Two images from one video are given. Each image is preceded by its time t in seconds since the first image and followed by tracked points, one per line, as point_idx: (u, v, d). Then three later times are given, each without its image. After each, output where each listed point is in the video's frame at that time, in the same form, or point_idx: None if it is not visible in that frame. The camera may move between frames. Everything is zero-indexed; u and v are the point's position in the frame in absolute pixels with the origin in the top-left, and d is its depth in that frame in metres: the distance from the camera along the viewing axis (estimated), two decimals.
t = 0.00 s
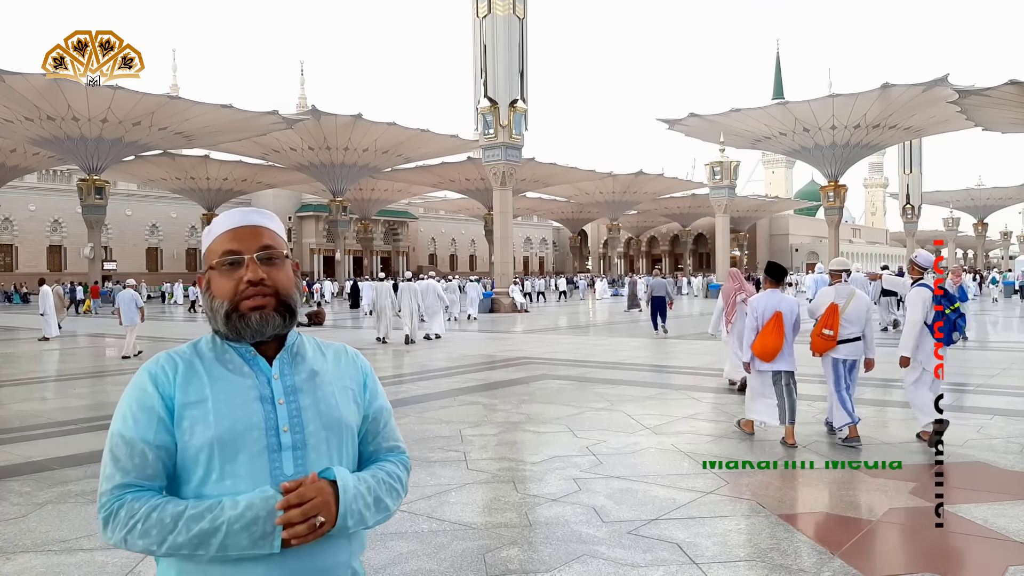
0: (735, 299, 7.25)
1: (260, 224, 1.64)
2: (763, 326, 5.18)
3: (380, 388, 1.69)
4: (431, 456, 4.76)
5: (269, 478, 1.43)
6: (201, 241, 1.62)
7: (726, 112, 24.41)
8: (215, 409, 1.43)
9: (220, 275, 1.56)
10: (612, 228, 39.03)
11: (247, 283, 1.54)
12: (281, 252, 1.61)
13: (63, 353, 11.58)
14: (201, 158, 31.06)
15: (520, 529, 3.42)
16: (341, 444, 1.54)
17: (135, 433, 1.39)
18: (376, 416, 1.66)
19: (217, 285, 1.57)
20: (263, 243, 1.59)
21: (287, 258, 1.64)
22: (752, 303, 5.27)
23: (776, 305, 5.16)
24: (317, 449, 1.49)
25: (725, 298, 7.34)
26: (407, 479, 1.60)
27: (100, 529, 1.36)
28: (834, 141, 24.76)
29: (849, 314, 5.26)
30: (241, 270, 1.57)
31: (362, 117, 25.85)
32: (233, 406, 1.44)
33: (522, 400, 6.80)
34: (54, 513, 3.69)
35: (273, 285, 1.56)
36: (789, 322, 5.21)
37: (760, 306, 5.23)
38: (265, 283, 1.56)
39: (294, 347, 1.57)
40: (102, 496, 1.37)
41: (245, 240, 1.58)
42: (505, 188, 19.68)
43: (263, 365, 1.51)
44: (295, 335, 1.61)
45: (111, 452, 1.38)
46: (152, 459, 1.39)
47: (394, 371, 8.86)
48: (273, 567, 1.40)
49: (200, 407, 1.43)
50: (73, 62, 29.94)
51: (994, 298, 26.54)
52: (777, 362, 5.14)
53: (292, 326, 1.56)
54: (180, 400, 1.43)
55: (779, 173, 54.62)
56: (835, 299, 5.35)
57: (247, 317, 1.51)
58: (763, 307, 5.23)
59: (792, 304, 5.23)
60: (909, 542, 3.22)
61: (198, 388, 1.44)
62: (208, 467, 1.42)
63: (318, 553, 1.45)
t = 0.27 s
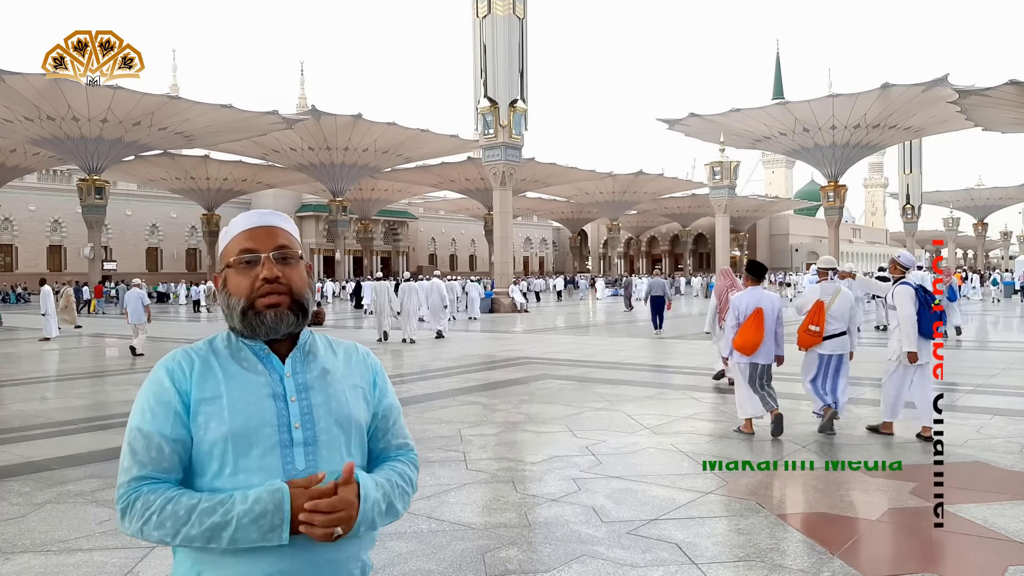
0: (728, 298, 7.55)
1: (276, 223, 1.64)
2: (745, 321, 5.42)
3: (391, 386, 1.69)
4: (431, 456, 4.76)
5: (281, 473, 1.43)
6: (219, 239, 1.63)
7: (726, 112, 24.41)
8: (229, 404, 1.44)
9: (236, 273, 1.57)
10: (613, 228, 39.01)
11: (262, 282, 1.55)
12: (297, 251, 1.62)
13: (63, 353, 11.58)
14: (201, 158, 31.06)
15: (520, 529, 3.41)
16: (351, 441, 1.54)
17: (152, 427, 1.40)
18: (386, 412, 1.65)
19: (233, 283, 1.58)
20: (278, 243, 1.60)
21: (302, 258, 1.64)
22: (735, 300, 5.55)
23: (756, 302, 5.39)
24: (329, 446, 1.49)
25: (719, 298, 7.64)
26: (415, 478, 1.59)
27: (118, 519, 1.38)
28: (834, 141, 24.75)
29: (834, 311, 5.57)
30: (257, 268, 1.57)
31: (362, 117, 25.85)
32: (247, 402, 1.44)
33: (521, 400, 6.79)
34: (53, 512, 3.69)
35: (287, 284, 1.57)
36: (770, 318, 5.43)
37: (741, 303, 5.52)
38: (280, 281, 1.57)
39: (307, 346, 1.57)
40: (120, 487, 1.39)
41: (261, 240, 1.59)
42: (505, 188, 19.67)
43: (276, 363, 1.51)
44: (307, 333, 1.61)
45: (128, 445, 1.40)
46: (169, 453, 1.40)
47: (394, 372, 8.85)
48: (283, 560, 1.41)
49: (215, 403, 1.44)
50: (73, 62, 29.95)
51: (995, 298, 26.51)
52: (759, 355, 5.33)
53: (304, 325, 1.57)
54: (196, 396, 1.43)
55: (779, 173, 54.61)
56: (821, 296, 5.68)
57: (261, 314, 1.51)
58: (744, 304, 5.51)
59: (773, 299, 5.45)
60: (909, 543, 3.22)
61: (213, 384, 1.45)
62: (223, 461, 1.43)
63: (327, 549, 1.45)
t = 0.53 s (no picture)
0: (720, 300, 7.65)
1: (282, 226, 1.65)
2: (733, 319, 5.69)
3: (394, 386, 1.69)
4: (431, 456, 4.77)
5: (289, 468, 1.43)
6: (228, 241, 1.64)
7: (726, 112, 24.43)
8: (238, 400, 1.44)
9: (244, 274, 1.58)
10: (613, 228, 39.00)
11: (268, 283, 1.56)
12: (303, 254, 1.63)
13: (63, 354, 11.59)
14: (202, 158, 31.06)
15: (520, 529, 3.42)
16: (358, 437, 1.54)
17: (165, 420, 1.40)
18: (391, 411, 1.66)
19: (241, 283, 1.58)
20: (285, 246, 1.61)
21: (309, 260, 1.65)
22: (723, 299, 5.79)
23: (745, 302, 5.64)
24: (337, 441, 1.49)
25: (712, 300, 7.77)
26: (421, 476, 1.59)
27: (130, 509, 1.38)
28: (834, 141, 24.75)
29: (818, 311, 5.63)
30: (264, 269, 1.58)
31: (363, 117, 25.86)
32: (256, 397, 1.44)
33: (521, 400, 6.80)
34: (53, 513, 3.69)
35: (293, 286, 1.57)
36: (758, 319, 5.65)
37: (729, 302, 5.75)
38: (285, 283, 1.57)
39: (314, 345, 1.58)
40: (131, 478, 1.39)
41: (268, 242, 1.60)
42: (505, 188, 19.67)
43: (284, 360, 1.51)
44: (313, 334, 1.62)
45: (140, 437, 1.40)
46: (181, 445, 1.40)
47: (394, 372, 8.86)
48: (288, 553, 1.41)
49: (225, 398, 1.44)
50: (73, 62, 29.95)
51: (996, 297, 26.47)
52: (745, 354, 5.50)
53: (309, 326, 1.57)
54: (206, 391, 1.44)
55: (779, 173, 54.61)
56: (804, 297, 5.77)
57: (269, 314, 1.52)
58: (733, 304, 5.74)
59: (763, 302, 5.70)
60: (909, 543, 3.21)
61: (224, 379, 1.45)
62: (233, 456, 1.43)
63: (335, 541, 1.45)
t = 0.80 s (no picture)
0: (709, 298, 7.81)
1: (287, 229, 1.65)
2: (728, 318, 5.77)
3: (396, 387, 1.69)
4: (431, 456, 4.77)
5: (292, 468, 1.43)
6: (232, 241, 1.65)
7: (726, 112, 24.43)
8: (243, 401, 1.44)
9: (248, 275, 1.58)
10: (613, 228, 38.98)
11: (272, 286, 1.56)
12: (308, 256, 1.64)
13: (64, 354, 11.61)
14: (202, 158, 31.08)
15: (521, 529, 3.42)
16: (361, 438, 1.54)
17: (172, 418, 1.41)
18: (393, 411, 1.66)
19: (245, 284, 1.59)
20: (290, 248, 1.61)
21: (312, 262, 1.67)
22: (717, 297, 5.89)
23: (739, 300, 5.72)
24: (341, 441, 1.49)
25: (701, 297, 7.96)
26: (422, 477, 1.60)
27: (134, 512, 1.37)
28: (834, 141, 24.74)
29: (799, 308, 5.90)
30: (267, 271, 1.59)
31: (363, 117, 25.85)
32: (260, 398, 1.44)
33: (521, 400, 6.81)
34: (54, 513, 3.69)
35: (296, 289, 1.57)
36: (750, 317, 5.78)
37: (724, 300, 5.84)
38: (289, 286, 1.57)
39: (316, 346, 1.58)
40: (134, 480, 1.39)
41: (273, 244, 1.61)
42: (505, 188, 19.67)
43: (286, 363, 1.52)
44: (316, 334, 1.62)
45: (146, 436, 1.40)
46: (187, 445, 1.41)
47: (394, 372, 8.87)
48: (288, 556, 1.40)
49: (229, 398, 1.44)
50: (73, 62, 29.96)
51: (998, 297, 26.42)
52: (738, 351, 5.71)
53: (312, 328, 1.58)
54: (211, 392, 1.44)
55: (779, 173, 54.60)
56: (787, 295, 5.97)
57: (270, 316, 1.53)
58: (727, 302, 5.83)
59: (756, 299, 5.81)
60: (908, 543, 3.22)
61: (227, 381, 1.46)
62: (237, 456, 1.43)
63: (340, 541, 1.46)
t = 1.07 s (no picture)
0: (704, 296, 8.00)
1: (288, 230, 1.69)
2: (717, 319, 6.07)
3: (393, 387, 1.73)
4: (432, 455, 4.80)
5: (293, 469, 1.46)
6: (233, 242, 1.68)
7: (726, 112, 24.46)
8: (242, 402, 1.47)
9: (248, 276, 1.62)
10: (613, 228, 39.00)
11: (272, 286, 1.59)
12: (307, 258, 1.67)
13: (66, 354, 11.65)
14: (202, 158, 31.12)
15: (521, 528, 3.45)
16: (359, 437, 1.58)
17: (170, 422, 1.43)
18: (390, 411, 1.69)
19: (244, 285, 1.62)
20: (290, 249, 1.65)
21: (312, 263, 1.70)
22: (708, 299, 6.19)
23: (729, 301, 6.03)
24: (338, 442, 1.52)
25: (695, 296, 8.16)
26: (419, 476, 1.63)
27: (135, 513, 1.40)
28: (833, 141, 24.76)
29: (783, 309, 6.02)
30: (267, 272, 1.62)
31: (363, 118, 25.87)
32: (259, 399, 1.47)
33: (522, 400, 6.84)
34: (57, 512, 3.73)
35: (295, 290, 1.61)
36: (740, 315, 6.10)
37: (715, 301, 6.15)
38: (289, 287, 1.60)
39: (314, 347, 1.62)
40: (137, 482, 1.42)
41: (273, 244, 1.64)
42: (505, 189, 19.71)
43: (285, 362, 1.55)
44: (314, 334, 1.66)
45: (147, 439, 1.43)
46: (186, 447, 1.44)
47: (394, 372, 8.89)
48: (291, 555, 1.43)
49: (229, 401, 1.47)
50: (74, 63, 30.01)
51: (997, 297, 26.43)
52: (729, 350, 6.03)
53: (310, 330, 1.61)
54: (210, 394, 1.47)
55: (779, 173, 54.60)
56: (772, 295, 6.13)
57: (270, 318, 1.56)
58: (718, 303, 6.14)
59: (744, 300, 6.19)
60: (906, 543, 3.25)
61: (227, 383, 1.49)
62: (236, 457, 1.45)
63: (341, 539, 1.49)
